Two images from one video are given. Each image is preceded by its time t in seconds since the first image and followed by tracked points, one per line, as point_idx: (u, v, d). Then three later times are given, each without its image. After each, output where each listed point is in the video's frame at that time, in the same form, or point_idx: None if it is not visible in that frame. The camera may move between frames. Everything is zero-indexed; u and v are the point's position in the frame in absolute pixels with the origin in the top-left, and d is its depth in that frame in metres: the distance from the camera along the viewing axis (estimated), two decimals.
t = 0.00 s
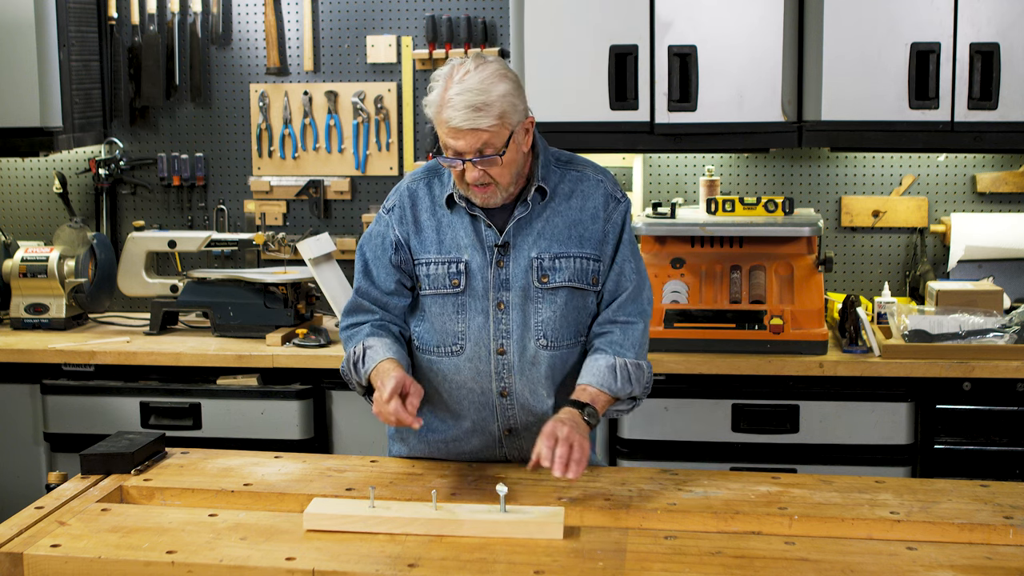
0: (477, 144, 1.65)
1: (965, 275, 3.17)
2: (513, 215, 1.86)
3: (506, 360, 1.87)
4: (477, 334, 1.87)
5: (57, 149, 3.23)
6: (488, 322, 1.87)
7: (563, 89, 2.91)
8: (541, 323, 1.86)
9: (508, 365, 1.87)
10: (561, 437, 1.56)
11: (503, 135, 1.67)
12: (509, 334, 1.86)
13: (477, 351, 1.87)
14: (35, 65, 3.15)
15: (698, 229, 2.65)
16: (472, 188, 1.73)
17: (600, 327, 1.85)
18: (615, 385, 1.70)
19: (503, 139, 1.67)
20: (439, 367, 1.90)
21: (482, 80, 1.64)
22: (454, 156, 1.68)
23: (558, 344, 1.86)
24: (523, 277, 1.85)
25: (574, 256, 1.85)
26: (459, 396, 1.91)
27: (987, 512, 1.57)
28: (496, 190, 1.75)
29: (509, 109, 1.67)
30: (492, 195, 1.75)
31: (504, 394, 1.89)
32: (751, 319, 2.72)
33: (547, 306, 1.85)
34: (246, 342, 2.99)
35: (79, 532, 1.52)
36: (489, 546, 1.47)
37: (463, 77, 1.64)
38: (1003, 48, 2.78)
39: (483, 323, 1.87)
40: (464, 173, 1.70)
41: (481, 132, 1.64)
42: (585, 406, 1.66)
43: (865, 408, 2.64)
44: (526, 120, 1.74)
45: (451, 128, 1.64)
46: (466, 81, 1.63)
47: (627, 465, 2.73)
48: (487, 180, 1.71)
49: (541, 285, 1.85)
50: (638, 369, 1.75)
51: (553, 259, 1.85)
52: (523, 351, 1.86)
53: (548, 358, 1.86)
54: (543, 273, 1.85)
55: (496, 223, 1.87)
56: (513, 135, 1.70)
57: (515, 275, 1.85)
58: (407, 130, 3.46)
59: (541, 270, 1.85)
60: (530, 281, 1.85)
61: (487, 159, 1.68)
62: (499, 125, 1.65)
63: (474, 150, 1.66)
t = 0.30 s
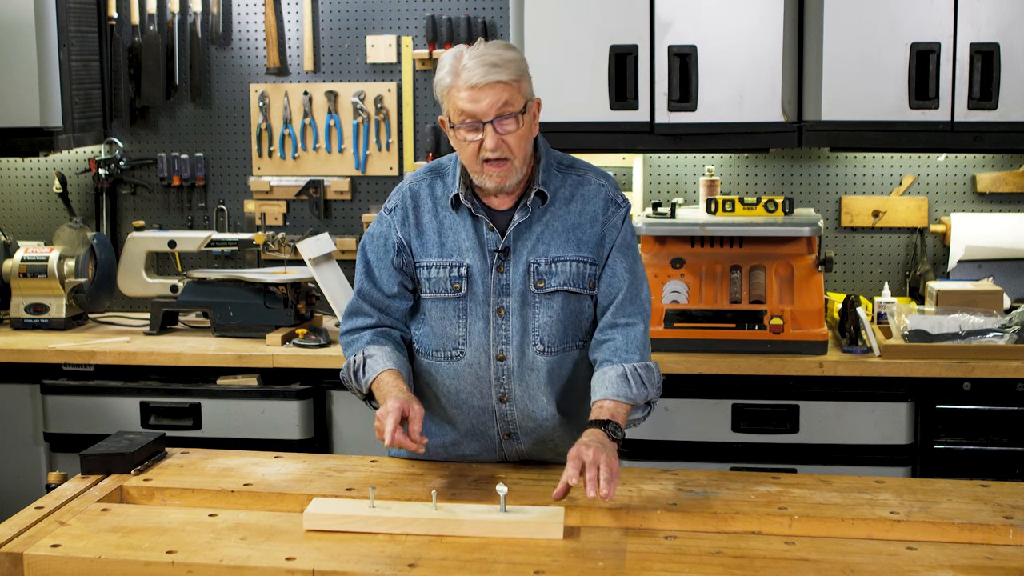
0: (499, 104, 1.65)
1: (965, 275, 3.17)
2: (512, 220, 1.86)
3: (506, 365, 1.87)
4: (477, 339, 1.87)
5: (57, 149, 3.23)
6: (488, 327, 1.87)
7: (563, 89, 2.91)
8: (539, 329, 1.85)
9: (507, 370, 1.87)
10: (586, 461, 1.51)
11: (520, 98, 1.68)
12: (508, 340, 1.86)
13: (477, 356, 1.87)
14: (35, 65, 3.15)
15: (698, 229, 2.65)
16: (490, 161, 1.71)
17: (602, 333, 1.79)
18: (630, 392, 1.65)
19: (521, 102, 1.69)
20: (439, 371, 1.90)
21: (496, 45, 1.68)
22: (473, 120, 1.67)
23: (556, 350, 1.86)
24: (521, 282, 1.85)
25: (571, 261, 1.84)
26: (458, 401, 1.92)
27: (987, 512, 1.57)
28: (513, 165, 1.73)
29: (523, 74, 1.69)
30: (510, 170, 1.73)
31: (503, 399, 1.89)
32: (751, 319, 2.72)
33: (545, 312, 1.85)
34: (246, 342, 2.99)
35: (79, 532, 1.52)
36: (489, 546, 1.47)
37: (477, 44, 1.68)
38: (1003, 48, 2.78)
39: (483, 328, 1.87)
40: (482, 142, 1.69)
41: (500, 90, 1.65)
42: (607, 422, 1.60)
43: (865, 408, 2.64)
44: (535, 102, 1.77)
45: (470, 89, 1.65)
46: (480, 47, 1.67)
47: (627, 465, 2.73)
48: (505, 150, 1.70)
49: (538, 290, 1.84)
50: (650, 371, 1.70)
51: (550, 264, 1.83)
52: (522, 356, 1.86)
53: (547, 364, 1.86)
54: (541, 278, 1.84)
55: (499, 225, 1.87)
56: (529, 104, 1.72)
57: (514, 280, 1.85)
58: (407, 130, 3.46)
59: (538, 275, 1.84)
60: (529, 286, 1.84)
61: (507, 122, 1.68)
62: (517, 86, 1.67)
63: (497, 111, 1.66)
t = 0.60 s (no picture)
0: (504, 82, 1.68)
1: (965, 275, 3.17)
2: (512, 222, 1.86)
3: (505, 368, 1.87)
4: (475, 342, 1.87)
5: (57, 149, 3.23)
6: (487, 330, 1.87)
7: (563, 89, 2.91)
8: (536, 332, 1.85)
9: (506, 373, 1.87)
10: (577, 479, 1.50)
11: (524, 80, 1.70)
12: (506, 343, 1.86)
13: (476, 358, 1.88)
14: (35, 65, 3.15)
15: (698, 229, 2.65)
16: (495, 141, 1.70)
17: (597, 338, 1.77)
18: (625, 399, 1.65)
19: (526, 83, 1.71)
20: (439, 373, 1.90)
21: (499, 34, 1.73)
22: (477, 97, 1.68)
23: (554, 353, 1.86)
24: (519, 285, 1.84)
25: (569, 264, 1.82)
26: (457, 403, 1.92)
27: (987, 512, 1.57)
28: (517, 147, 1.72)
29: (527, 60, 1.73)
30: (515, 151, 1.72)
31: (502, 402, 1.89)
32: (751, 319, 2.72)
33: (543, 315, 1.85)
34: (246, 342, 2.99)
35: (79, 532, 1.52)
36: (489, 547, 1.47)
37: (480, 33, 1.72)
38: (1003, 48, 2.78)
39: (482, 331, 1.87)
40: (486, 120, 1.69)
41: (504, 68, 1.68)
42: (603, 435, 1.59)
43: (865, 408, 2.64)
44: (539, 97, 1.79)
45: (474, 67, 1.68)
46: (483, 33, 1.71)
47: (627, 465, 2.73)
48: (509, 129, 1.70)
49: (536, 293, 1.84)
50: (646, 376, 1.69)
51: (548, 267, 1.83)
52: (521, 359, 1.86)
53: (545, 367, 1.86)
54: (539, 281, 1.83)
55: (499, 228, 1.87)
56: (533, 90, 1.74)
57: (513, 282, 1.85)
58: (407, 130, 3.46)
59: (536, 278, 1.83)
60: (527, 289, 1.84)
61: (511, 102, 1.69)
62: (520, 67, 1.70)
63: (501, 88, 1.68)
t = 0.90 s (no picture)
0: (504, 78, 1.68)
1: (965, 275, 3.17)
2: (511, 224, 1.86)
3: (503, 371, 1.87)
4: (474, 345, 1.87)
5: (57, 149, 3.23)
6: (485, 333, 1.86)
7: (563, 88, 2.91)
8: (535, 335, 1.85)
9: (504, 376, 1.87)
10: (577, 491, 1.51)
11: (524, 77, 1.70)
12: (504, 346, 1.86)
13: (474, 361, 1.87)
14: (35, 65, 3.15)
15: (698, 228, 2.65)
16: (494, 138, 1.70)
17: (596, 344, 1.76)
18: (625, 409, 1.64)
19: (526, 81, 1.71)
20: (438, 375, 1.90)
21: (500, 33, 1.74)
22: (477, 93, 1.68)
23: (553, 357, 1.85)
24: (518, 288, 1.84)
25: (568, 268, 1.82)
26: (456, 404, 1.92)
27: (987, 512, 1.57)
28: (516, 144, 1.72)
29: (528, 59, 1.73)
30: (514, 149, 1.71)
31: (501, 404, 1.89)
32: (751, 319, 2.72)
33: (542, 319, 1.84)
34: (246, 342, 2.99)
35: (79, 532, 1.52)
36: (489, 547, 1.47)
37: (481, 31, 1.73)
38: (1003, 48, 2.78)
39: (480, 334, 1.87)
40: (486, 116, 1.69)
41: (504, 64, 1.68)
42: (603, 446, 1.59)
43: (865, 408, 2.64)
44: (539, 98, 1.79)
45: (474, 63, 1.68)
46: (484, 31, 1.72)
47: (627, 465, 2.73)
48: (508, 126, 1.70)
49: (534, 296, 1.83)
50: (646, 385, 1.68)
51: (547, 270, 1.82)
52: (519, 363, 1.86)
53: (543, 371, 1.85)
54: (537, 285, 1.83)
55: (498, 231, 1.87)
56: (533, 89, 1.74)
57: (511, 285, 1.84)
58: (407, 129, 3.46)
59: (535, 281, 1.83)
60: (526, 293, 1.84)
61: (511, 98, 1.69)
62: (521, 64, 1.70)
63: (501, 85, 1.68)
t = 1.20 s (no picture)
0: (506, 77, 1.68)
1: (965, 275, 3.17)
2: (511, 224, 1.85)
3: (504, 371, 1.87)
4: (474, 345, 1.87)
5: (57, 149, 3.24)
6: (486, 333, 1.87)
7: (563, 88, 2.91)
8: (535, 336, 1.85)
9: (505, 376, 1.87)
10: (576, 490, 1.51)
11: (527, 76, 1.70)
12: (505, 346, 1.86)
13: (475, 361, 1.87)
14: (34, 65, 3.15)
15: (698, 228, 2.65)
16: (496, 137, 1.70)
17: (595, 346, 1.76)
18: (624, 412, 1.65)
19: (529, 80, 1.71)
20: (438, 375, 1.90)
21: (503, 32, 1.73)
22: (479, 92, 1.68)
23: (553, 357, 1.85)
24: (518, 288, 1.84)
25: (569, 268, 1.82)
26: (456, 403, 1.92)
27: (987, 512, 1.57)
28: (519, 144, 1.72)
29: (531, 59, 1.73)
30: (516, 149, 1.71)
31: (501, 404, 1.89)
32: (751, 319, 2.72)
33: (542, 319, 1.84)
34: (246, 342, 2.99)
35: (79, 532, 1.52)
36: (488, 547, 1.47)
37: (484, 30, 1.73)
38: (1003, 48, 2.78)
39: (480, 334, 1.87)
40: (488, 115, 1.69)
41: (507, 63, 1.68)
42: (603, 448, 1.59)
43: (865, 408, 2.64)
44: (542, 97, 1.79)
45: (476, 62, 1.68)
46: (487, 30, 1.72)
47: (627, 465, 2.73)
48: (510, 125, 1.70)
49: (535, 297, 1.83)
50: (644, 387, 1.69)
51: (547, 270, 1.82)
52: (519, 363, 1.86)
53: (543, 371, 1.85)
54: (538, 285, 1.83)
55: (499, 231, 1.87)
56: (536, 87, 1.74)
57: (512, 285, 1.84)
58: (407, 129, 3.46)
59: (535, 281, 1.83)
60: (526, 293, 1.84)
61: (514, 98, 1.69)
62: (523, 63, 1.70)
63: (504, 84, 1.68)
